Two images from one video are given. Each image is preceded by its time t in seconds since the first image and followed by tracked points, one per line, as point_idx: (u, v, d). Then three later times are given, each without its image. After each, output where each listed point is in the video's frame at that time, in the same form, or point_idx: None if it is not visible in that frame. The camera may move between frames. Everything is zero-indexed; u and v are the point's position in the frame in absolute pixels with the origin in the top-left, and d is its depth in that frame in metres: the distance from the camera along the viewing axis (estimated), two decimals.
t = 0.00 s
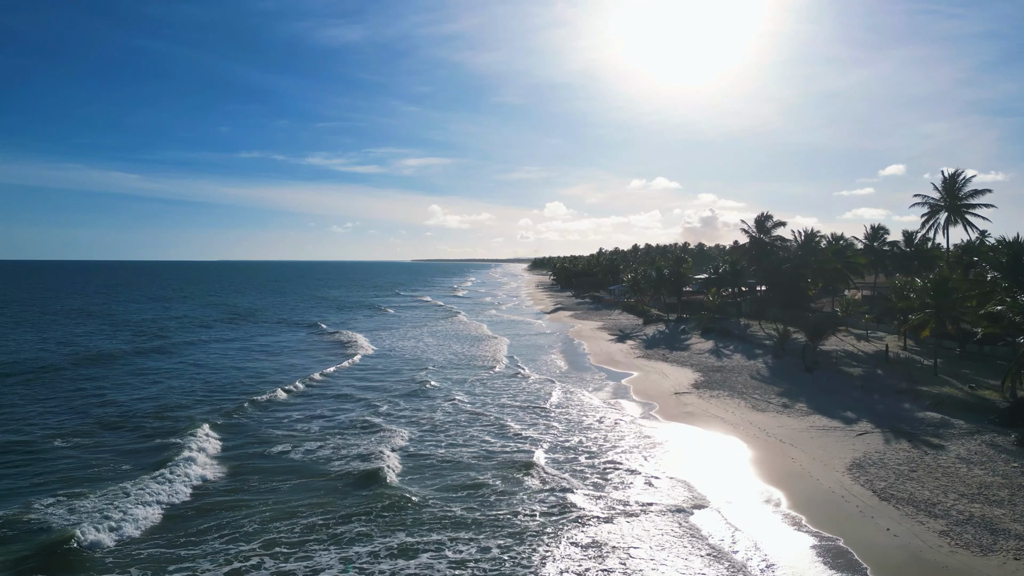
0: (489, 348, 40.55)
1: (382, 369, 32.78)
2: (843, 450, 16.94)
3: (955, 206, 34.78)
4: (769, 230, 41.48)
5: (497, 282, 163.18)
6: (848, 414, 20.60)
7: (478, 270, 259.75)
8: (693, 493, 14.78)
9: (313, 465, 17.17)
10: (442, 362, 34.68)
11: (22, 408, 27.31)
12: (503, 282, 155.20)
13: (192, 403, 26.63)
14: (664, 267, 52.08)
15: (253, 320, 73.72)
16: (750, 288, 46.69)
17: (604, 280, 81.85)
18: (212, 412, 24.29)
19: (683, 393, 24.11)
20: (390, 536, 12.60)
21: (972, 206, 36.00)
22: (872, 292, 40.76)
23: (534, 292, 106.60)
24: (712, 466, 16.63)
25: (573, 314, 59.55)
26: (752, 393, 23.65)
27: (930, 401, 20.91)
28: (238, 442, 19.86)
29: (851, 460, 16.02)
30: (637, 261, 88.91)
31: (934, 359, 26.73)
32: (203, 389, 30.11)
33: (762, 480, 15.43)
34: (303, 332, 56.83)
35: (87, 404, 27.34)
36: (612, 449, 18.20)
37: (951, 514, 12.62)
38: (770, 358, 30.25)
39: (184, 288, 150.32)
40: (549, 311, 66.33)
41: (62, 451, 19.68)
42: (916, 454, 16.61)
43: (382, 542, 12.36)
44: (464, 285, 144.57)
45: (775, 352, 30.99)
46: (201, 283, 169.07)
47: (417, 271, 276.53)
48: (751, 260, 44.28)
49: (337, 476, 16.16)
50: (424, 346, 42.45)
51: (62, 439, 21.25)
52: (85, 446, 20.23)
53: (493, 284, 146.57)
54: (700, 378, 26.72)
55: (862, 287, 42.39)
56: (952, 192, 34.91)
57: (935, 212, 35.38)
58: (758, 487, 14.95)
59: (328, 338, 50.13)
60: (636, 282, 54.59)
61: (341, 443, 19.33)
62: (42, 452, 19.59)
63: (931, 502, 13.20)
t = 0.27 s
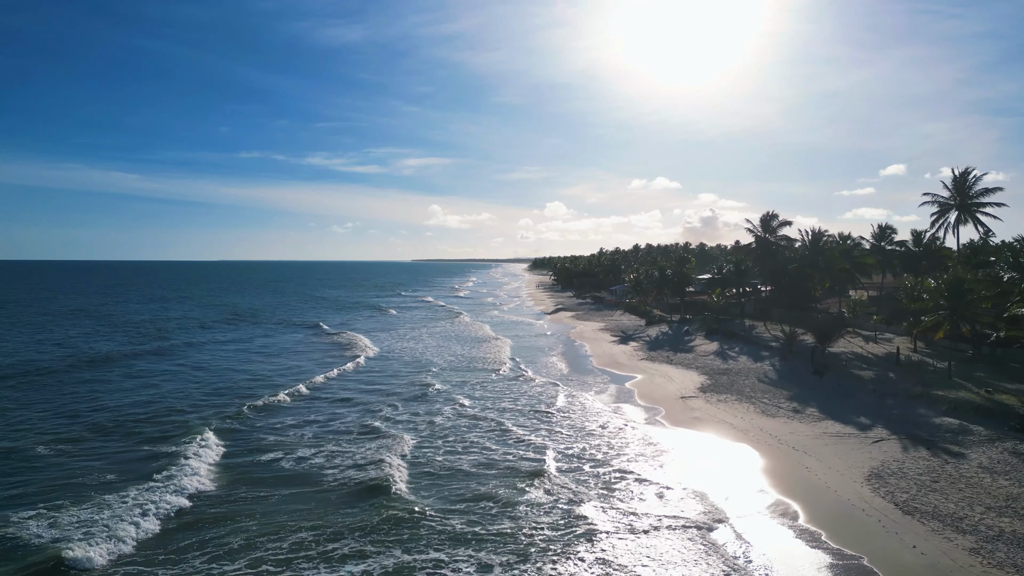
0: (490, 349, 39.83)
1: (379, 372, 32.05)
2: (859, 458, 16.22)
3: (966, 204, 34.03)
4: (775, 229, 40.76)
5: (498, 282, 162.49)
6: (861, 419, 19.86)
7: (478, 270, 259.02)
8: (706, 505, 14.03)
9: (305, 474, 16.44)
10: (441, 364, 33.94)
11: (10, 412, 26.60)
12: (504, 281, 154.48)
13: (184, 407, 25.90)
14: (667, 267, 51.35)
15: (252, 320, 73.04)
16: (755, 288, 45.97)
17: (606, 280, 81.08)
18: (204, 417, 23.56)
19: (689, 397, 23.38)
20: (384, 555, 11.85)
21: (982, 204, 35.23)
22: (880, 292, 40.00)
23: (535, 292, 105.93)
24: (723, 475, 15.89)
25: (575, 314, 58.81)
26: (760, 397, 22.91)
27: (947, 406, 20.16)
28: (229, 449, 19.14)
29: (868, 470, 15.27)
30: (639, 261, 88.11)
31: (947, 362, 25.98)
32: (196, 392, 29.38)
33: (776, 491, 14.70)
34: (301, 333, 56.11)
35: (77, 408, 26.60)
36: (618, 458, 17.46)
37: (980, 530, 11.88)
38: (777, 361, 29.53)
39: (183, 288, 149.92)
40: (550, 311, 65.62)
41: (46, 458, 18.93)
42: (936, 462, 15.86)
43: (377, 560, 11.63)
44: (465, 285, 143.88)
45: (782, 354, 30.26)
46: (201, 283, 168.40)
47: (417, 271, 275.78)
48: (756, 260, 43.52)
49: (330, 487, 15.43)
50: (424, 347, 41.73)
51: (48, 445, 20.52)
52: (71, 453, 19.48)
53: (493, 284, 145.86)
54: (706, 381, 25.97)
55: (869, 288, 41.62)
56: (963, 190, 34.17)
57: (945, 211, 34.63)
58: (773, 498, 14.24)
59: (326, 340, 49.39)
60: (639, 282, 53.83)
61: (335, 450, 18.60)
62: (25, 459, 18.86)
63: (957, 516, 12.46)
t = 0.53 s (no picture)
0: (490, 351, 38.99)
1: (377, 375, 31.17)
2: (879, 469, 15.36)
3: (979, 203, 33.18)
4: (781, 229, 39.90)
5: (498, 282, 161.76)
6: (878, 426, 19.03)
7: (479, 270, 258.17)
8: (721, 521, 13.19)
9: (294, 486, 15.58)
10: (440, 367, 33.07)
11: None
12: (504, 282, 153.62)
13: (174, 412, 25.04)
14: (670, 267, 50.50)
15: (250, 321, 72.22)
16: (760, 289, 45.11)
17: (607, 281, 80.18)
18: (194, 424, 22.72)
19: (697, 402, 22.50)
20: None
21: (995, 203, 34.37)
22: (889, 293, 39.13)
23: (537, 293, 105.07)
24: (737, 487, 15.04)
25: (576, 315, 57.93)
26: (771, 403, 22.04)
27: (968, 413, 19.31)
28: (218, 456, 18.28)
29: (891, 483, 14.43)
30: (641, 261, 87.18)
31: (962, 366, 25.13)
32: (188, 396, 28.53)
33: (794, 505, 13.86)
34: (299, 335, 55.25)
35: (63, 413, 25.75)
36: (625, 468, 16.62)
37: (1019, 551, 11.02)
38: (786, 364, 28.70)
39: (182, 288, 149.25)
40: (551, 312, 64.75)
41: (26, 468, 18.09)
42: (962, 473, 15.00)
43: None
44: (466, 286, 143.10)
45: (791, 357, 29.41)
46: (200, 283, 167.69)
47: (417, 271, 274.88)
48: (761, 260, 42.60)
49: (319, 501, 14.57)
50: (423, 349, 40.87)
51: (30, 453, 19.68)
52: (52, 462, 18.64)
53: (494, 285, 145.03)
54: (713, 385, 25.10)
55: (878, 289, 40.73)
56: (975, 188, 33.32)
57: (957, 209, 33.78)
58: (790, 514, 13.39)
59: (324, 341, 48.53)
60: (641, 283, 52.91)
61: (328, 460, 17.74)
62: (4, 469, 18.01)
63: (991, 535, 11.61)
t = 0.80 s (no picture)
0: (491, 353, 38.30)
1: (375, 378, 30.47)
2: (898, 480, 14.64)
3: (990, 201, 32.47)
4: (787, 228, 39.18)
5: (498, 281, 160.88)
6: (893, 432, 18.33)
7: (479, 270, 257.43)
8: (736, 536, 12.48)
9: (284, 497, 14.90)
10: (439, 369, 32.33)
11: None
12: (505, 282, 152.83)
13: (166, 416, 24.32)
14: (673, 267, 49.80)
15: (248, 322, 71.50)
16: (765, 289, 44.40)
17: (608, 281, 79.48)
18: (185, 429, 22.01)
19: (704, 407, 21.78)
20: None
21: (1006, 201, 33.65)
22: (897, 294, 38.40)
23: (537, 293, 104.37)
24: (750, 499, 14.34)
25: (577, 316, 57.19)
26: (781, 408, 21.32)
27: (986, 418, 18.60)
28: (207, 462, 17.56)
29: (912, 495, 13.72)
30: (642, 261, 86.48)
31: (977, 369, 24.42)
32: (180, 399, 27.82)
33: (811, 518, 13.15)
34: (297, 336, 54.56)
35: (52, 417, 25.04)
36: (632, 478, 15.91)
37: None
38: (794, 367, 28.00)
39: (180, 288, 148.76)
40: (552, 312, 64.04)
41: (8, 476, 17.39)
42: (986, 483, 14.29)
43: None
44: (466, 285, 142.30)
45: (799, 359, 28.71)
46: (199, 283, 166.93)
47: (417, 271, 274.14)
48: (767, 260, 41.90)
49: (309, 513, 13.88)
50: (422, 351, 40.17)
51: (15, 460, 18.98)
52: (37, 470, 17.94)
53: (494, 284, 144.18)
54: (721, 389, 24.38)
55: (886, 290, 40.00)
56: (986, 185, 32.60)
57: (967, 208, 33.07)
58: (808, 528, 12.67)
59: (322, 343, 47.82)
60: (643, 283, 52.20)
61: (320, 468, 17.03)
62: None
63: None
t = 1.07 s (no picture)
0: (491, 354, 37.63)
1: (373, 380, 29.80)
2: (919, 492, 13.89)
3: (1001, 200, 31.74)
4: (793, 227, 38.46)
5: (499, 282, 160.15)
6: (909, 439, 17.61)
7: (480, 270, 256.72)
8: (751, 554, 11.75)
9: (271, 510, 14.19)
10: (439, 372, 31.63)
11: None
12: (506, 282, 152.06)
13: (157, 421, 23.65)
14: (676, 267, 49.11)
15: (247, 323, 70.89)
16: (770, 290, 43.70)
17: (610, 282, 78.74)
18: (176, 434, 21.33)
19: (711, 411, 21.04)
20: None
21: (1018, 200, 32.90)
22: (905, 294, 37.66)
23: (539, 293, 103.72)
24: (764, 511, 13.61)
25: (579, 317, 56.49)
26: (792, 413, 20.56)
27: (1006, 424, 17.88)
28: (195, 470, 16.85)
29: (936, 508, 12.99)
30: (643, 262, 85.70)
31: (991, 372, 23.70)
32: (173, 402, 27.16)
33: (830, 533, 12.42)
34: (296, 337, 53.92)
35: (41, 421, 24.39)
36: (639, 489, 15.20)
37: None
38: (802, 369, 27.28)
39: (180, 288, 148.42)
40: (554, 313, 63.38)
41: None
42: (1012, 495, 13.56)
43: None
44: (467, 286, 141.58)
45: (807, 362, 27.99)
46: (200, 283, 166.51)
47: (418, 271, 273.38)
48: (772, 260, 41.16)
49: (299, 527, 13.18)
50: (422, 353, 39.52)
51: None
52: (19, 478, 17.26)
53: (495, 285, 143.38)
54: (728, 393, 23.64)
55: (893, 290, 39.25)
56: (998, 184, 31.86)
57: (978, 206, 32.35)
58: (827, 544, 11.96)
59: (320, 344, 47.16)
60: (646, 283, 51.48)
61: (312, 477, 16.30)
62: None
63: None
